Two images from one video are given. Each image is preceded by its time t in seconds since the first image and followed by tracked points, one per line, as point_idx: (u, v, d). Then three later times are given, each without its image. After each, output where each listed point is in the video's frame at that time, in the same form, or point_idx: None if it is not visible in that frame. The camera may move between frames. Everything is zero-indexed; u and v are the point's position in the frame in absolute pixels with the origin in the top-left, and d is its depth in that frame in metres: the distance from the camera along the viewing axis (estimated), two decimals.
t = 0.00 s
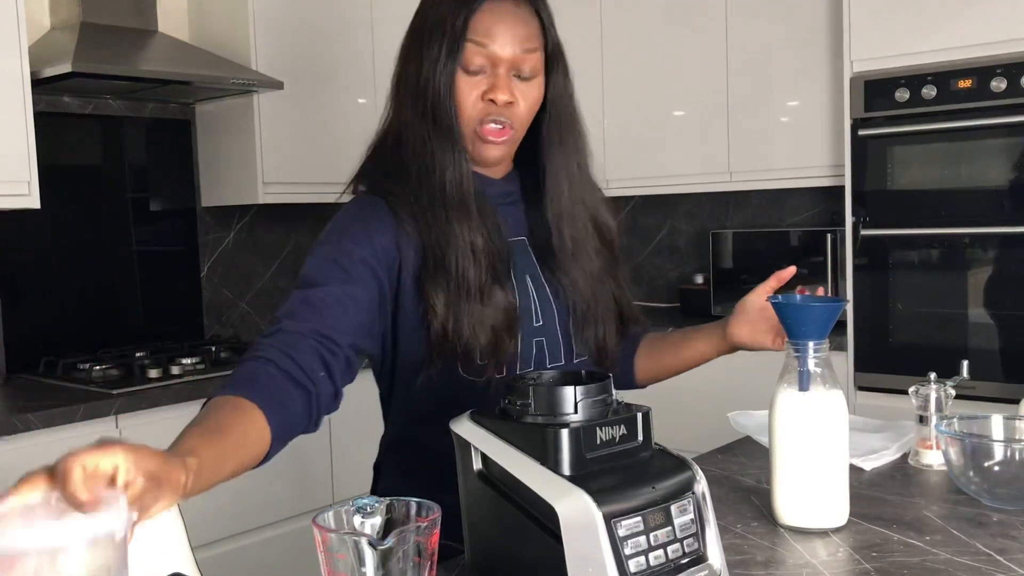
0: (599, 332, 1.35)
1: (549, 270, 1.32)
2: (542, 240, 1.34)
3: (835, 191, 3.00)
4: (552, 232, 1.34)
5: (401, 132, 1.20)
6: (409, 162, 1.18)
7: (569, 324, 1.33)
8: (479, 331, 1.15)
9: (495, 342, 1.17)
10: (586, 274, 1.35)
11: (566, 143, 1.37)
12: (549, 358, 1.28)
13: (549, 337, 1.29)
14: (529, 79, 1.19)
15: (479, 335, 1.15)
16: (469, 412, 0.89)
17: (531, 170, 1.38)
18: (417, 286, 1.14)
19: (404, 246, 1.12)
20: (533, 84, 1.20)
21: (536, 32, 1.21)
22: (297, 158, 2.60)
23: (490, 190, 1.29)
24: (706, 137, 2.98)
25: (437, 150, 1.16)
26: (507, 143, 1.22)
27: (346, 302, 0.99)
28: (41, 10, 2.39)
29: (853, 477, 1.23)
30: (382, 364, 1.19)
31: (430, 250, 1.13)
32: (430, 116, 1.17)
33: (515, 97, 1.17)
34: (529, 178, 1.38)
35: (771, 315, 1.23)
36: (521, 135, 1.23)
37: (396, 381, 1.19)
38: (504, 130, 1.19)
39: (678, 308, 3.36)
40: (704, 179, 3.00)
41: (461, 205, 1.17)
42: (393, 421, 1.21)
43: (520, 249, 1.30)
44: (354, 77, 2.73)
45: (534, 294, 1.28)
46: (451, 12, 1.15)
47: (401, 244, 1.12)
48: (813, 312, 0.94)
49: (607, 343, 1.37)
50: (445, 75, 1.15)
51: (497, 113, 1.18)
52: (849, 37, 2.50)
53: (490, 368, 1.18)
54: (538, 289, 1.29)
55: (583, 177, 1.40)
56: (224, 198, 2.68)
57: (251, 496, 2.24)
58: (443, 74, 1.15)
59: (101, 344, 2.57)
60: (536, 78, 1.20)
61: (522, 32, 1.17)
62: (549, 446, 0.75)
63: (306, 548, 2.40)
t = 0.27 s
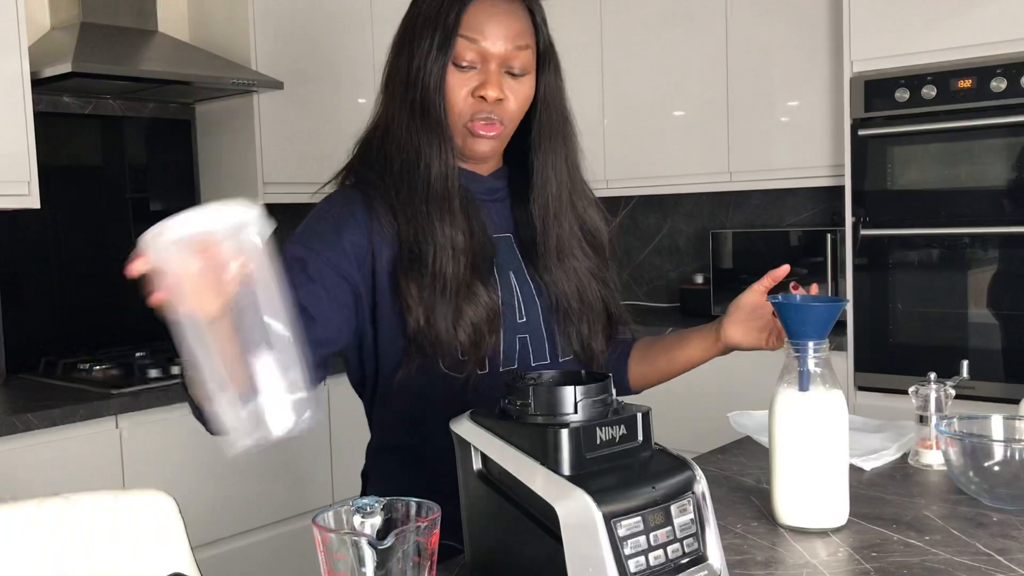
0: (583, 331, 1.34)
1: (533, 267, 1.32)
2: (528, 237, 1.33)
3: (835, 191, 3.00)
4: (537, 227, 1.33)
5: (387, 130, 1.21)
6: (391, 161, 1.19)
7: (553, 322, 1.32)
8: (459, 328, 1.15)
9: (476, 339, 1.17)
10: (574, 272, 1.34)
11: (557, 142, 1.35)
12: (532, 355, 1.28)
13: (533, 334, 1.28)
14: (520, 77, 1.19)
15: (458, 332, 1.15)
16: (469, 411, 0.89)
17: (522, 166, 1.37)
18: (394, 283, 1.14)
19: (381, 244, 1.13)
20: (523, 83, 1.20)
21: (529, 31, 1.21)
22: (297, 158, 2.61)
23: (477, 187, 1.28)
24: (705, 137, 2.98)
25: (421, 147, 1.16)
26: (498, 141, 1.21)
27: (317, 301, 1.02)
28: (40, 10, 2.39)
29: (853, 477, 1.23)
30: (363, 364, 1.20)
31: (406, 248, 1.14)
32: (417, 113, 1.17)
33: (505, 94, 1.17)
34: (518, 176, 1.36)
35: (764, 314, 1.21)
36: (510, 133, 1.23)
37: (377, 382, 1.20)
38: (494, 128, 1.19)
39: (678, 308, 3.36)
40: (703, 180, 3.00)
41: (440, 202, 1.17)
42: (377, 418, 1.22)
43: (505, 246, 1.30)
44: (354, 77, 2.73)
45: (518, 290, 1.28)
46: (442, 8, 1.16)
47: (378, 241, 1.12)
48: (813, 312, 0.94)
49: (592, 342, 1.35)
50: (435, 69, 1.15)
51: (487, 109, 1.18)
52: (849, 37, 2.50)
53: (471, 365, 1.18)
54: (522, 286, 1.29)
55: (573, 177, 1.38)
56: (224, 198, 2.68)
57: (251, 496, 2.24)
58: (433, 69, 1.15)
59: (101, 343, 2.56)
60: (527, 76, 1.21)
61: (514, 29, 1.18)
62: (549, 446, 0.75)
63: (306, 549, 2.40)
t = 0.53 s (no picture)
0: (574, 329, 1.32)
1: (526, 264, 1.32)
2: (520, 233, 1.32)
3: (835, 191, 3.00)
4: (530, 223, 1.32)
5: (382, 131, 1.22)
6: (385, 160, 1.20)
7: (544, 320, 1.31)
8: (448, 325, 1.15)
9: (466, 336, 1.16)
10: (564, 271, 1.32)
11: (552, 142, 1.34)
12: (524, 351, 1.27)
13: (524, 331, 1.28)
14: (511, 80, 1.16)
15: (447, 330, 1.15)
16: (470, 411, 0.89)
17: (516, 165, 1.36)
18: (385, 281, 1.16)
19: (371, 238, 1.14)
20: (515, 86, 1.17)
21: (521, 35, 1.19)
22: (297, 158, 2.61)
23: (470, 184, 1.27)
24: (705, 137, 2.98)
25: (413, 145, 1.17)
26: (488, 144, 1.19)
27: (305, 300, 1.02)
28: (41, 9, 2.39)
29: (853, 477, 1.23)
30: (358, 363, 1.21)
31: (396, 245, 1.15)
32: (410, 114, 1.17)
33: (494, 99, 1.14)
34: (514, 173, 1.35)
35: (756, 312, 1.22)
36: (500, 138, 1.20)
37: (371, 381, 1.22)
38: (483, 133, 1.17)
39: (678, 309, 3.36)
40: (703, 180, 3.00)
41: (431, 200, 1.17)
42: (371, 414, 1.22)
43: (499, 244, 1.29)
44: (354, 77, 2.73)
45: (509, 288, 1.27)
46: (434, 11, 1.15)
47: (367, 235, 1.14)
48: (813, 312, 0.94)
49: (585, 340, 1.33)
50: (426, 72, 1.14)
51: (478, 112, 1.15)
52: (849, 37, 2.50)
53: (460, 361, 1.18)
54: (514, 284, 1.28)
55: (566, 174, 1.37)
56: (224, 198, 2.68)
57: (251, 496, 2.24)
58: (424, 70, 1.14)
59: (101, 343, 2.56)
60: (519, 80, 1.17)
61: (505, 34, 1.15)
62: (549, 446, 0.75)
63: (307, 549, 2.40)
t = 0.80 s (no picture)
0: (570, 324, 1.32)
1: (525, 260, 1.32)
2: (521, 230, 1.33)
3: (835, 191, 3.00)
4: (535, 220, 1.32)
5: (383, 134, 1.21)
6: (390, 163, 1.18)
7: (543, 318, 1.31)
8: (450, 325, 1.15)
9: (468, 338, 1.17)
10: (564, 268, 1.33)
11: (554, 142, 1.34)
12: (524, 348, 1.28)
13: (523, 328, 1.28)
14: (527, 89, 1.14)
15: (449, 331, 1.15)
16: (469, 411, 0.89)
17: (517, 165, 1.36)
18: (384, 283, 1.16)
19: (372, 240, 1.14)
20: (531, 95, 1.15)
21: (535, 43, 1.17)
22: (297, 158, 2.61)
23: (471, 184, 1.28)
24: (706, 137, 2.98)
25: (423, 150, 1.15)
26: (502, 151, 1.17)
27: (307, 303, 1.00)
28: (41, 9, 2.39)
29: (853, 476, 1.23)
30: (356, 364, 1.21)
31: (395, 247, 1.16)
32: (421, 119, 1.15)
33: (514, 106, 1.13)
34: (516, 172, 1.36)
35: (752, 313, 1.22)
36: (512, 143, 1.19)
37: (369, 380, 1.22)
38: (500, 140, 1.16)
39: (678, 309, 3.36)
40: (703, 180, 3.00)
41: (437, 204, 1.16)
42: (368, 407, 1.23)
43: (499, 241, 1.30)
44: (354, 77, 2.73)
45: (508, 284, 1.28)
46: (450, 16, 1.12)
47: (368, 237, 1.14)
48: (813, 312, 0.94)
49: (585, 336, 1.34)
50: (448, 79, 1.11)
51: (497, 121, 1.13)
52: (849, 37, 2.50)
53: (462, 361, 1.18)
54: (512, 283, 1.29)
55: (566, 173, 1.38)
56: (224, 199, 2.68)
57: (251, 496, 2.24)
58: (446, 77, 1.11)
59: (100, 343, 2.56)
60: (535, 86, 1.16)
61: (524, 40, 1.13)
62: (549, 446, 0.76)
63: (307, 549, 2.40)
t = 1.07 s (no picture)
0: (574, 315, 1.33)
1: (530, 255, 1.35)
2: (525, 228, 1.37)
3: (835, 192, 3.00)
4: (541, 219, 1.36)
5: (400, 129, 1.18)
6: (416, 162, 1.16)
7: (548, 313, 1.32)
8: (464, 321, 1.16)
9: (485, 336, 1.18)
10: (570, 264, 1.35)
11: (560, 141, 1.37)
12: (529, 341, 1.28)
13: (529, 323, 1.29)
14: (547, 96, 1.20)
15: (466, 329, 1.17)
16: (469, 411, 0.89)
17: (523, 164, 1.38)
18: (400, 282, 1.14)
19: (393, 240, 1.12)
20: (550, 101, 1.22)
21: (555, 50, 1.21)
22: (297, 158, 2.61)
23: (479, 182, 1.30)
24: (706, 137, 2.98)
25: (460, 154, 1.14)
26: (525, 155, 1.23)
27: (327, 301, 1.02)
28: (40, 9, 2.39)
29: (853, 476, 1.23)
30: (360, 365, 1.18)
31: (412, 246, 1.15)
32: (456, 122, 1.14)
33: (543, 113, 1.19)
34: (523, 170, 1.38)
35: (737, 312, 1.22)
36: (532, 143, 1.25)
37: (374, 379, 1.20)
38: (528, 143, 1.21)
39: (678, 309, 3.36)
40: (704, 180, 3.00)
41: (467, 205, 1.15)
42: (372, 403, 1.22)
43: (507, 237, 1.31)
44: (354, 77, 2.73)
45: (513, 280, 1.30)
46: (491, 25, 1.12)
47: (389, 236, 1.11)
48: (814, 311, 0.94)
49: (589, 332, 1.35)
50: (492, 90, 1.12)
51: (526, 128, 1.18)
52: (849, 37, 2.50)
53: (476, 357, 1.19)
54: (516, 279, 1.31)
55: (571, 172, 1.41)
56: (224, 199, 2.68)
57: (251, 496, 2.24)
58: (489, 90, 1.12)
59: (100, 343, 2.56)
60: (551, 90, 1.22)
61: (551, 50, 1.17)
62: (549, 446, 0.75)
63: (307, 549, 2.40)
